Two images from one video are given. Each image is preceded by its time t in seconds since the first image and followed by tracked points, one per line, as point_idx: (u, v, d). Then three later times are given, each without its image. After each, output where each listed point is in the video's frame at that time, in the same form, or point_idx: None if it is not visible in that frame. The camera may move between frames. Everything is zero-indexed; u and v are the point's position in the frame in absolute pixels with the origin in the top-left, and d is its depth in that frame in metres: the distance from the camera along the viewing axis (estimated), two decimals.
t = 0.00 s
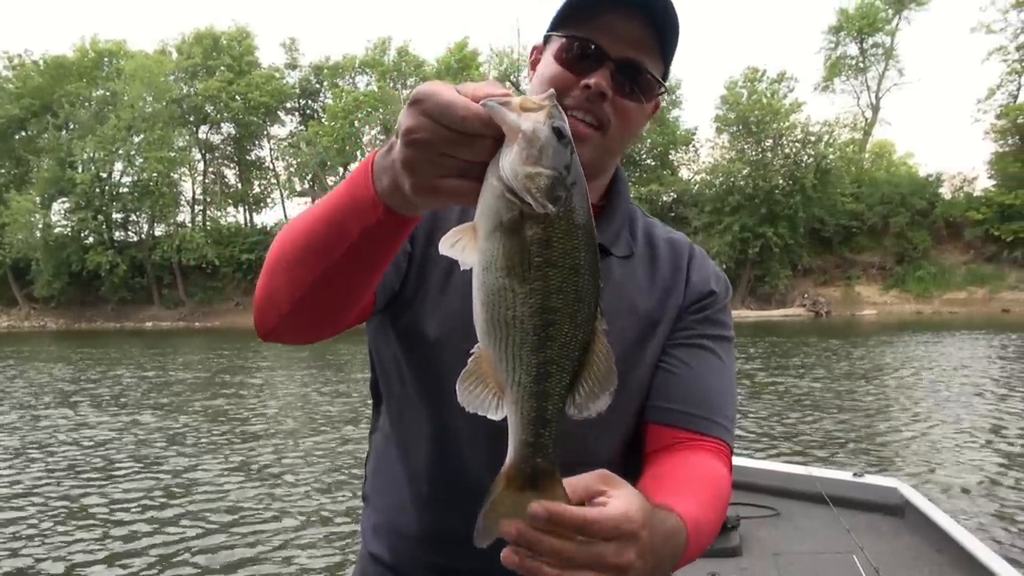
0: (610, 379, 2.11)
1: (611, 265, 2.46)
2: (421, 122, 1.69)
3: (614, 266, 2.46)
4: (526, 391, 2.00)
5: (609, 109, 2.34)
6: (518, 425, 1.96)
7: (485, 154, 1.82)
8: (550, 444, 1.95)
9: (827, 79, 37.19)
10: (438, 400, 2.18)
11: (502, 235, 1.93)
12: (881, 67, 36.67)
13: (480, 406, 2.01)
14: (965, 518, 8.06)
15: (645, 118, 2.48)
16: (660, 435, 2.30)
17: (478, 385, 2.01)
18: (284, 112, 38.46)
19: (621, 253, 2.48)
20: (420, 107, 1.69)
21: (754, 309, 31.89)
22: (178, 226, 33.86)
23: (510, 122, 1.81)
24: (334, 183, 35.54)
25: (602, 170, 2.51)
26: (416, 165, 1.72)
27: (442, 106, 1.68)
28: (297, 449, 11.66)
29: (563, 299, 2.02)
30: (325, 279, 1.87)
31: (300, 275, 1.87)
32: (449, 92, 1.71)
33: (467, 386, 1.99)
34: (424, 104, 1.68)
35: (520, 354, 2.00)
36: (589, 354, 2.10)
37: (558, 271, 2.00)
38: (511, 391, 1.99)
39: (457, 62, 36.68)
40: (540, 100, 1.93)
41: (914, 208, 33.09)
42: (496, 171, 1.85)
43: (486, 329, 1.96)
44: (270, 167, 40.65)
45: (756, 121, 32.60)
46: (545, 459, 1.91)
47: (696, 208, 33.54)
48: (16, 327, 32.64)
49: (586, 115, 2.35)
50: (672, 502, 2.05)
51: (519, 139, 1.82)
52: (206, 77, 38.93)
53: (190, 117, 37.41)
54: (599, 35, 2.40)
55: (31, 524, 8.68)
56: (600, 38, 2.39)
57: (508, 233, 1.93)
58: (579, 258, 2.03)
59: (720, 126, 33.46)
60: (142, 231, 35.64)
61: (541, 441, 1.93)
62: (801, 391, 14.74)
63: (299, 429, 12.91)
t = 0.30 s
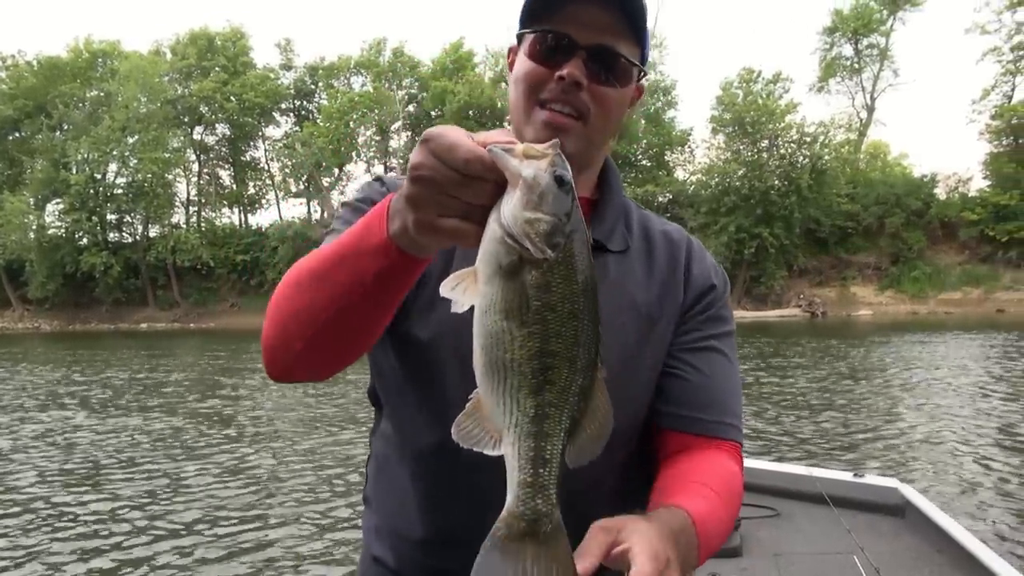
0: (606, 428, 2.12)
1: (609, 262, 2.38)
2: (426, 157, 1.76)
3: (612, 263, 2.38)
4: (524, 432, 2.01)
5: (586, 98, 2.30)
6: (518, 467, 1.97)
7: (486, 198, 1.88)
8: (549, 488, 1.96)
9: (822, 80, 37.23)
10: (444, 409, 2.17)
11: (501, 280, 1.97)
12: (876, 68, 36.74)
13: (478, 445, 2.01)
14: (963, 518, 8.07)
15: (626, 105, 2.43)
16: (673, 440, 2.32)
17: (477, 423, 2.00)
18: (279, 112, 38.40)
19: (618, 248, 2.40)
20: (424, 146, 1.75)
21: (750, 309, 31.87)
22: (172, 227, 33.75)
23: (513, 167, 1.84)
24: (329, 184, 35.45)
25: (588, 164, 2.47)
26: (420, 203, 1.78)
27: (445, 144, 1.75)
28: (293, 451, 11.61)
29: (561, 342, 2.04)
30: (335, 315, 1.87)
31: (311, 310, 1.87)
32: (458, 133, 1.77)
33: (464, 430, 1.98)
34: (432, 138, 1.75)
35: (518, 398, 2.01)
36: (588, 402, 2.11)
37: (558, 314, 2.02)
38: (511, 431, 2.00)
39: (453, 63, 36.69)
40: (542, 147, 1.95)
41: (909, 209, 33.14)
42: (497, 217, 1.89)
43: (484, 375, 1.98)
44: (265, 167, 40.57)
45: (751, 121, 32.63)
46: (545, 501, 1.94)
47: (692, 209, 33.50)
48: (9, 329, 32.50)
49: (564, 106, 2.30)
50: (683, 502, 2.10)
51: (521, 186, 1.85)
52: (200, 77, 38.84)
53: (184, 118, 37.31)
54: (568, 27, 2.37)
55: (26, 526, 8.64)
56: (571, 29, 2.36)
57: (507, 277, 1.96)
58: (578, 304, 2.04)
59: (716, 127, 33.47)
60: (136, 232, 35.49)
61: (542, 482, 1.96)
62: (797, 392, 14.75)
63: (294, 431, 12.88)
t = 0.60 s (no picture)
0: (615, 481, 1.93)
1: (609, 260, 2.34)
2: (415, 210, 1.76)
3: (612, 260, 2.35)
4: (518, 484, 1.96)
5: (568, 91, 2.28)
6: (513, 518, 1.93)
7: (481, 247, 1.88)
8: (545, 538, 1.94)
9: (818, 80, 37.30)
10: (451, 409, 2.15)
11: (496, 330, 1.94)
12: (871, 69, 36.80)
13: (474, 495, 1.97)
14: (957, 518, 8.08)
15: (607, 96, 2.40)
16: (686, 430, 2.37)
17: (472, 474, 1.97)
18: (274, 113, 38.39)
19: (616, 240, 2.36)
20: (415, 199, 1.76)
21: (745, 310, 31.87)
22: (167, 228, 33.65)
23: (507, 216, 1.83)
24: (325, 184, 35.40)
25: (577, 159, 2.41)
26: (415, 256, 1.77)
27: (437, 196, 1.75)
28: (289, 454, 11.56)
29: (557, 391, 2.00)
30: (332, 358, 1.86)
31: (303, 359, 1.87)
32: (451, 184, 1.80)
33: (459, 480, 1.95)
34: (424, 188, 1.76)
35: (512, 448, 1.97)
36: (584, 451, 2.01)
37: (552, 364, 1.99)
38: (505, 480, 1.96)
39: (448, 63, 36.64)
40: (537, 196, 1.96)
41: (904, 209, 33.22)
42: (492, 266, 1.89)
43: (479, 425, 1.95)
44: (260, 168, 40.46)
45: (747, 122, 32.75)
46: (543, 551, 1.94)
47: (687, 209, 33.49)
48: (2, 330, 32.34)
49: (548, 103, 2.28)
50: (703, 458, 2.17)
51: (514, 238, 1.87)
52: (195, 77, 38.78)
53: (179, 118, 37.24)
54: (539, 21, 2.36)
55: (17, 528, 8.59)
56: (540, 23, 2.35)
57: (502, 327, 1.95)
58: (574, 353, 2.01)
59: (711, 127, 33.56)
60: (130, 233, 35.36)
61: (537, 528, 1.94)
62: (791, 392, 14.77)
63: (289, 433, 12.84)
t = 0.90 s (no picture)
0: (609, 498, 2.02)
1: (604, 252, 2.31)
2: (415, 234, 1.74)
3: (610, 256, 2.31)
4: (526, 504, 1.96)
5: (557, 81, 2.24)
6: (522, 535, 1.93)
7: (481, 270, 1.88)
8: (555, 554, 1.92)
9: (814, 81, 37.37)
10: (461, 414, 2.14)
11: (498, 351, 1.95)
12: (866, 69, 36.88)
13: (481, 516, 1.97)
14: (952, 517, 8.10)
15: (599, 83, 2.36)
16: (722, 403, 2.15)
17: (477, 495, 1.98)
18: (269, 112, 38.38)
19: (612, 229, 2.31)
20: (412, 224, 1.74)
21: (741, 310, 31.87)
22: (162, 227, 33.59)
23: (508, 238, 1.83)
24: (321, 184, 35.33)
25: (571, 148, 2.35)
26: (415, 280, 1.77)
27: (434, 211, 1.74)
28: (284, 454, 11.51)
29: (561, 412, 2.00)
30: (336, 379, 1.84)
31: (303, 382, 1.86)
32: (448, 206, 1.78)
33: (465, 503, 1.96)
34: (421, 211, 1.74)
35: (518, 470, 1.98)
36: (587, 470, 2.02)
37: (556, 385, 1.98)
38: (512, 500, 1.96)
39: (445, 63, 36.64)
40: (536, 216, 1.93)
41: (900, 210, 33.30)
42: (494, 287, 1.89)
43: (483, 447, 1.95)
44: (255, 167, 40.34)
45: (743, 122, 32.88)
46: (552, 570, 1.91)
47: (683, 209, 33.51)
48: None
49: (538, 93, 2.24)
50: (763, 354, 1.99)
51: (515, 258, 1.86)
52: (190, 76, 38.72)
53: (173, 117, 37.18)
54: (523, 9, 2.32)
55: (11, 527, 8.57)
56: (523, 10, 2.31)
57: (504, 348, 1.96)
58: (576, 373, 1.99)
59: (707, 127, 33.66)
60: (125, 232, 35.28)
61: (547, 544, 1.93)
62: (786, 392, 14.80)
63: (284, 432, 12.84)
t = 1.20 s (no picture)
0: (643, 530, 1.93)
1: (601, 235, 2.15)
2: (409, 287, 1.61)
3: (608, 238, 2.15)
4: (556, 545, 1.88)
5: (521, 65, 2.14)
6: None
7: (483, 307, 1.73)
8: None
9: (809, 76, 37.37)
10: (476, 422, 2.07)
11: (509, 389, 1.85)
12: (862, 63, 36.91)
13: (510, 561, 1.90)
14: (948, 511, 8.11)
15: (568, 52, 2.25)
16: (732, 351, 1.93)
17: (505, 538, 1.91)
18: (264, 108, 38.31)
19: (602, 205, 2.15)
20: (401, 277, 1.60)
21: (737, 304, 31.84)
22: (156, 222, 33.50)
23: (500, 276, 1.68)
24: (315, 179, 35.23)
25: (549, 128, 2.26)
26: (415, 330, 1.65)
27: (419, 258, 1.59)
28: (281, 450, 11.47)
29: (581, 442, 1.91)
30: (362, 421, 1.77)
31: (339, 429, 1.79)
32: (429, 246, 1.64)
33: (492, 550, 1.88)
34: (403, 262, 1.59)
35: (544, 505, 1.89)
36: (619, 497, 1.94)
37: (574, 415, 1.88)
38: (540, 540, 1.89)
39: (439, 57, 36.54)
40: (526, 243, 1.80)
41: (895, 204, 33.33)
42: (496, 329, 1.77)
43: (506, 487, 1.87)
44: (250, 163, 40.14)
45: (739, 116, 32.99)
46: None
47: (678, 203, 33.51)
48: None
49: (504, 79, 2.14)
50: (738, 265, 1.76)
51: (511, 296, 1.73)
52: (183, 71, 38.60)
53: (167, 113, 37.09)
54: None
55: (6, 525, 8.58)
56: None
57: (516, 386, 1.85)
58: (596, 400, 1.89)
59: (703, 122, 33.70)
60: (120, 228, 35.17)
61: None
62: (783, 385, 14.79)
63: (280, 428, 12.82)
